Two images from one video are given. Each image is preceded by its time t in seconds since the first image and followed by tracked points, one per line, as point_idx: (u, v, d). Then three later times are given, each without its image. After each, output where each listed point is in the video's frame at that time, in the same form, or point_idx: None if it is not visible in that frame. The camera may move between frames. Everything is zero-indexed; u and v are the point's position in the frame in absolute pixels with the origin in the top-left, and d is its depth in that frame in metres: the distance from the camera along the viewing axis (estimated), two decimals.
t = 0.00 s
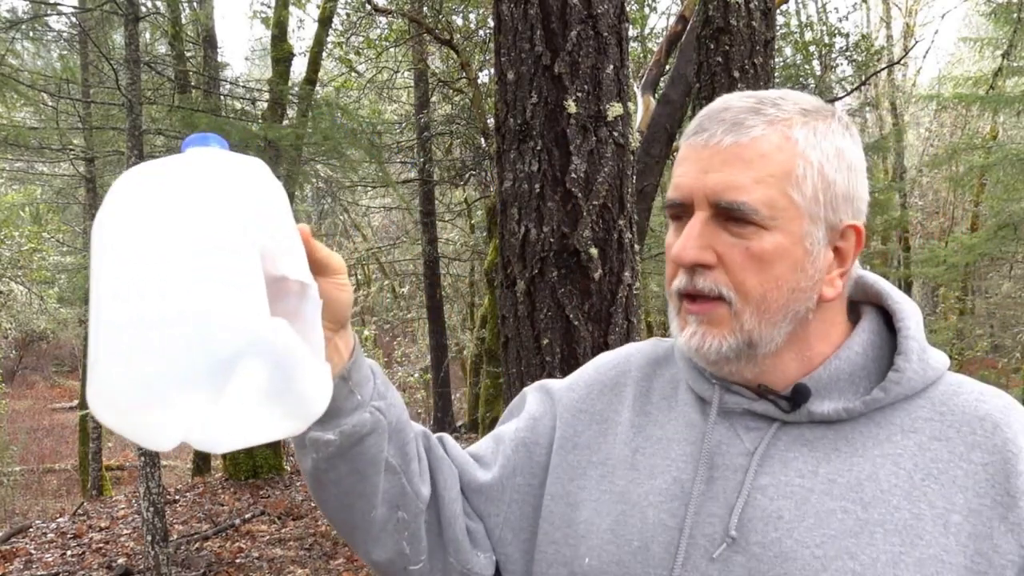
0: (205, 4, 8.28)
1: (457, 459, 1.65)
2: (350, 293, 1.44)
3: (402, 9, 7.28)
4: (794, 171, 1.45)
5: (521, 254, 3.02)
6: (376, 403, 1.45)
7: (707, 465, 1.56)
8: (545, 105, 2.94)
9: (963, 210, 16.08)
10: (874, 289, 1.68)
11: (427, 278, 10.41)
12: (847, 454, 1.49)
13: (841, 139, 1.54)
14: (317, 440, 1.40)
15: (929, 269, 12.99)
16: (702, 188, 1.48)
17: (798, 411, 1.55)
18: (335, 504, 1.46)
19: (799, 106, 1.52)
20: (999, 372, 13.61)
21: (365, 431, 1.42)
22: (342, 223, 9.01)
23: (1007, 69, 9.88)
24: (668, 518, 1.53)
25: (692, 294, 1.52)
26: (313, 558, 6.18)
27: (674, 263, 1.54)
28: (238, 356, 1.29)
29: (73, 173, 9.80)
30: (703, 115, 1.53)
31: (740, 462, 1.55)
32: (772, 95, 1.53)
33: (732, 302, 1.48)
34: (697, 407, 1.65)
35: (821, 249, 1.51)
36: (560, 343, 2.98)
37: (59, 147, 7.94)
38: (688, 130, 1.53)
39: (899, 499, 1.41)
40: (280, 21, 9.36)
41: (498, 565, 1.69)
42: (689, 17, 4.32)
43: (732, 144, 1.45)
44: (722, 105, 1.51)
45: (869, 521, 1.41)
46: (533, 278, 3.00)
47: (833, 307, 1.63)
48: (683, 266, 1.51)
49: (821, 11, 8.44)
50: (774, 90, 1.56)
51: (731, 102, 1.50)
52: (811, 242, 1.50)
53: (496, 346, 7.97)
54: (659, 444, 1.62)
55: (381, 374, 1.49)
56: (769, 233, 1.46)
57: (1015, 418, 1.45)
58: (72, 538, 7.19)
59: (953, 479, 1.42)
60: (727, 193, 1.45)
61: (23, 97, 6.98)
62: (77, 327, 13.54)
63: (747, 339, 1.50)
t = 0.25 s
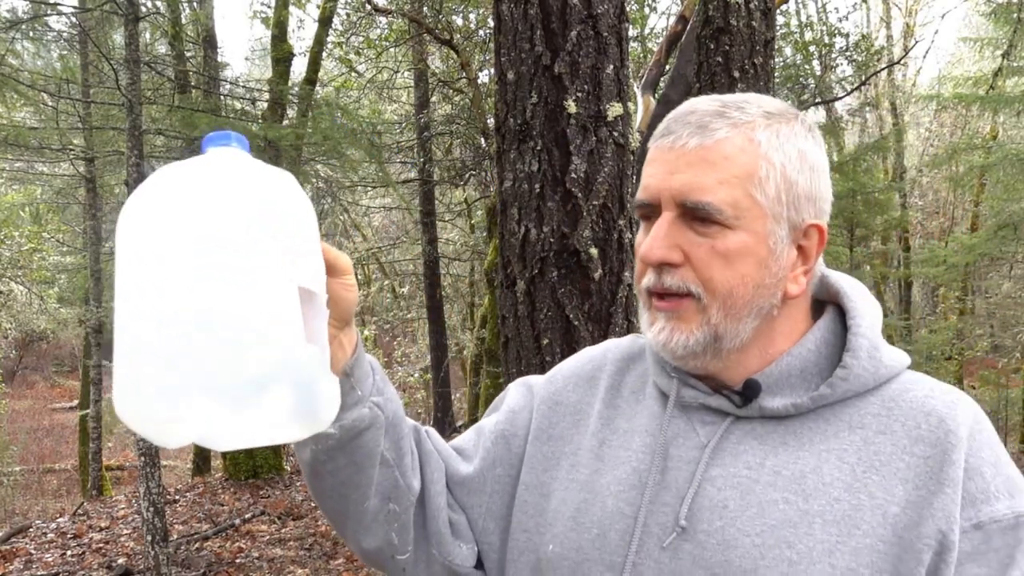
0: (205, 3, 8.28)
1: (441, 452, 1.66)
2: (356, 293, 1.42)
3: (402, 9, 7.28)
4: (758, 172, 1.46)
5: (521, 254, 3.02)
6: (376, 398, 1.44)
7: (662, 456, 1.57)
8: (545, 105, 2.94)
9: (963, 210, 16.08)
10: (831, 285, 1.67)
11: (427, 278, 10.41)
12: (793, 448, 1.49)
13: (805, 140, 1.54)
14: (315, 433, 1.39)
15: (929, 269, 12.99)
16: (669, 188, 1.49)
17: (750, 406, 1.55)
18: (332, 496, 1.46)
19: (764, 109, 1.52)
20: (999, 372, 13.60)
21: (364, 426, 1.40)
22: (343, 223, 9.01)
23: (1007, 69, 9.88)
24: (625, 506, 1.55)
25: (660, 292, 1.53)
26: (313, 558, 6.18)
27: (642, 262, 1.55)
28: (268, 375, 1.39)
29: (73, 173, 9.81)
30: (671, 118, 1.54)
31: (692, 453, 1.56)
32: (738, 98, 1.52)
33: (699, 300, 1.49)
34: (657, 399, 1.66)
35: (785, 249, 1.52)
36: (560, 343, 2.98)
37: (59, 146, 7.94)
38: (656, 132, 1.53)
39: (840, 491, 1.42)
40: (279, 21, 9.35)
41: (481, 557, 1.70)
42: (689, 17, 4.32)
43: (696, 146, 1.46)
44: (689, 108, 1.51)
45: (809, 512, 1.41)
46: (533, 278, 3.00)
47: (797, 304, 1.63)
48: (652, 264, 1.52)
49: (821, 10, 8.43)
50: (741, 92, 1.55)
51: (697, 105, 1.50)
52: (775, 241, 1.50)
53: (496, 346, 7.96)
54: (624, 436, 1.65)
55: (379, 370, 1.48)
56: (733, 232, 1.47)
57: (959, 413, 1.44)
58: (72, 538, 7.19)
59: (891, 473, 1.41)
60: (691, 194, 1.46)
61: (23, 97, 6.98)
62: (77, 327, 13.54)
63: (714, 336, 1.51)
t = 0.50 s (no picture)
0: (205, 4, 8.28)
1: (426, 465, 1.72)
2: (350, 331, 1.49)
3: (402, 9, 7.28)
4: (754, 174, 1.47)
5: (521, 254, 3.03)
6: (368, 430, 1.53)
7: (616, 453, 1.60)
8: (545, 105, 2.95)
9: (963, 210, 16.07)
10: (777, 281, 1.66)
11: (427, 278, 10.40)
12: (733, 439, 1.45)
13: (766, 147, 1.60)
14: (308, 462, 1.50)
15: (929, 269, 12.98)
16: (678, 188, 1.43)
17: (697, 403, 1.53)
18: (323, 518, 1.55)
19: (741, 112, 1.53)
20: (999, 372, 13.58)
21: (356, 456, 1.50)
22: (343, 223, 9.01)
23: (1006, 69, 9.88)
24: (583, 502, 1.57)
25: (664, 293, 1.48)
26: (313, 558, 6.18)
27: (642, 263, 1.48)
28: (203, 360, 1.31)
29: (73, 173, 9.81)
30: (662, 118, 1.48)
31: (645, 449, 1.57)
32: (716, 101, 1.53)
33: (710, 300, 1.45)
34: (615, 398, 1.68)
35: (771, 249, 1.55)
36: (560, 343, 2.98)
37: (60, 147, 7.94)
38: (646, 133, 1.47)
39: (769, 474, 1.37)
40: (280, 21, 9.35)
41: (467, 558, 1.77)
42: (689, 17, 4.32)
43: (701, 145, 1.43)
44: (679, 112, 1.48)
45: (739, 496, 1.38)
46: (533, 278, 3.01)
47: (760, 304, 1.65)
48: (663, 264, 1.45)
49: (820, 11, 8.42)
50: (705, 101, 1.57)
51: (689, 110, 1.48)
52: (764, 242, 1.51)
53: (496, 346, 7.96)
54: (587, 435, 1.69)
55: (377, 401, 1.58)
56: (739, 232, 1.46)
57: (887, 402, 1.38)
58: (72, 538, 7.19)
59: (816, 455, 1.36)
60: (702, 195, 1.43)
61: (23, 97, 6.99)
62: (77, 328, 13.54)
63: (716, 337, 1.49)
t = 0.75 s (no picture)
0: (205, 4, 8.27)
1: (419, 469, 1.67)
2: (349, 335, 1.45)
3: (402, 9, 7.28)
4: (743, 172, 1.48)
5: (521, 254, 3.03)
6: (363, 430, 1.48)
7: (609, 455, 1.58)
8: (545, 105, 2.95)
9: (963, 210, 16.06)
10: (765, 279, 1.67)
11: (427, 278, 10.40)
12: (729, 437, 1.45)
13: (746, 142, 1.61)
14: (300, 457, 1.46)
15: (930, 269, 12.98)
16: (669, 191, 1.43)
17: (690, 402, 1.52)
18: (311, 514, 1.50)
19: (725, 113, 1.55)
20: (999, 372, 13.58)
21: (349, 455, 1.46)
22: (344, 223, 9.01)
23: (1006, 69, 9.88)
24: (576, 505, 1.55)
25: (658, 295, 1.48)
26: (313, 558, 6.18)
27: (634, 265, 1.48)
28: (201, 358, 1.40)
29: (73, 173, 9.81)
30: (648, 121, 1.48)
31: (639, 449, 1.55)
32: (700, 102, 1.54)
33: (705, 301, 1.46)
34: (606, 401, 1.67)
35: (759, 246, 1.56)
36: (560, 343, 2.98)
37: (59, 147, 7.93)
38: (632, 138, 1.47)
39: (770, 471, 1.37)
40: (280, 21, 9.34)
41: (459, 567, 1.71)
42: (689, 17, 4.32)
43: (691, 148, 1.43)
44: (665, 114, 1.48)
45: (740, 494, 1.37)
46: (533, 278, 3.01)
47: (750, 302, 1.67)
48: (658, 267, 1.45)
49: (820, 11, 8.42)
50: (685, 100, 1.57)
51: (674, 113, 1.48)
52: (754, 241, 1.53)
53: (496, 346, 7.95)
54: (578, 439, 1.67)
55: (376, 402, 1.53)
56: (730, 232, 1.47)
57: (885, 400, 1.39)
58: (72, 538, 7.19)
59: (817, 452, 1.36)
60: (694, 197, 1.43)
61: (23, 97, 6.99)
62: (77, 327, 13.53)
63: (710, 337, 1.49)
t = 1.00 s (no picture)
0: (206, 4, 8.26)
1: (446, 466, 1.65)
2: (406, 301, 1.47)
3: (402, 9, 7.28)
4: (801, 170, 1.47)
5: (521, 253, 3.02)
6: (404, 409, 1.48)
7: (658, 465, 1.52)
8: (545, 105, 2.94)
9: (963, 210, 16.04)
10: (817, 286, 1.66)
11: (427, 278, 10.40)
12: (791, 453, 1.43)
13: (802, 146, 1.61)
14: (338, 431, 1.44)
15: (929, 269, 13.00)
16: (724, 184, 1.43)
17: (745, 410, 1.50)
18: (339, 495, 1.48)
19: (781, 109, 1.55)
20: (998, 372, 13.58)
21: (388, 433, 1.45)
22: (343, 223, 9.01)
23: (1007, 69, 9.89)
24: (621, 518, 1.50)
25: (708, 295, 1.46)
26: (313, 558, 6.18)
27: (686, 264, 1.47)
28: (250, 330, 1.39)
29: (73, 173, 9.81)
30: (703, 112, 1.48)
31: (688, 460, 1.51)
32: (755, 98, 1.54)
33: (756, 301, 1.44)
34: (651, 408, 1.61)
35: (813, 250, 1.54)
36: (560, 343, 2.98)
37: (60, 147, 7.93)
38: (687, 128, 1.46)
39: (840, 494, 1.36)
40: (280, 21, 9.35)
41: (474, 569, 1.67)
42: (689, 17, 4.31)
43: (748, 141, 1.43)
44: (722, 107, 1.48)
45: (810, 516, 1.36)
46: (533, 278, 3.00)
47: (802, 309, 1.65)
48: (710, 264, 1.43)
49: (821, 11, 8.41)
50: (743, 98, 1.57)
51: (731, 105, 1.48)
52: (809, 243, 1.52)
53: (496, 346, 7.94)
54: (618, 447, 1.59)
55: (414, 384, 1.52)
56: (785, 231, 1.46)
57: (960, 411, 1.38)
58: (72, 538, 7.18)
59: (895, 472, 1.35)
60: (751, 192, 1.42)
61: (23, 97, 7.01)
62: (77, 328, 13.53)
63: (762, 340, 1.47)
